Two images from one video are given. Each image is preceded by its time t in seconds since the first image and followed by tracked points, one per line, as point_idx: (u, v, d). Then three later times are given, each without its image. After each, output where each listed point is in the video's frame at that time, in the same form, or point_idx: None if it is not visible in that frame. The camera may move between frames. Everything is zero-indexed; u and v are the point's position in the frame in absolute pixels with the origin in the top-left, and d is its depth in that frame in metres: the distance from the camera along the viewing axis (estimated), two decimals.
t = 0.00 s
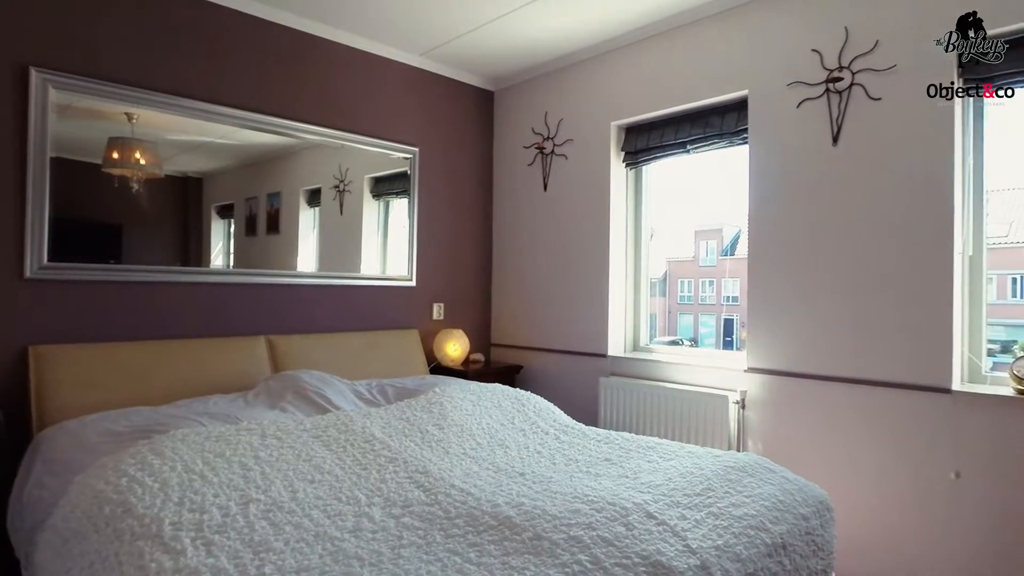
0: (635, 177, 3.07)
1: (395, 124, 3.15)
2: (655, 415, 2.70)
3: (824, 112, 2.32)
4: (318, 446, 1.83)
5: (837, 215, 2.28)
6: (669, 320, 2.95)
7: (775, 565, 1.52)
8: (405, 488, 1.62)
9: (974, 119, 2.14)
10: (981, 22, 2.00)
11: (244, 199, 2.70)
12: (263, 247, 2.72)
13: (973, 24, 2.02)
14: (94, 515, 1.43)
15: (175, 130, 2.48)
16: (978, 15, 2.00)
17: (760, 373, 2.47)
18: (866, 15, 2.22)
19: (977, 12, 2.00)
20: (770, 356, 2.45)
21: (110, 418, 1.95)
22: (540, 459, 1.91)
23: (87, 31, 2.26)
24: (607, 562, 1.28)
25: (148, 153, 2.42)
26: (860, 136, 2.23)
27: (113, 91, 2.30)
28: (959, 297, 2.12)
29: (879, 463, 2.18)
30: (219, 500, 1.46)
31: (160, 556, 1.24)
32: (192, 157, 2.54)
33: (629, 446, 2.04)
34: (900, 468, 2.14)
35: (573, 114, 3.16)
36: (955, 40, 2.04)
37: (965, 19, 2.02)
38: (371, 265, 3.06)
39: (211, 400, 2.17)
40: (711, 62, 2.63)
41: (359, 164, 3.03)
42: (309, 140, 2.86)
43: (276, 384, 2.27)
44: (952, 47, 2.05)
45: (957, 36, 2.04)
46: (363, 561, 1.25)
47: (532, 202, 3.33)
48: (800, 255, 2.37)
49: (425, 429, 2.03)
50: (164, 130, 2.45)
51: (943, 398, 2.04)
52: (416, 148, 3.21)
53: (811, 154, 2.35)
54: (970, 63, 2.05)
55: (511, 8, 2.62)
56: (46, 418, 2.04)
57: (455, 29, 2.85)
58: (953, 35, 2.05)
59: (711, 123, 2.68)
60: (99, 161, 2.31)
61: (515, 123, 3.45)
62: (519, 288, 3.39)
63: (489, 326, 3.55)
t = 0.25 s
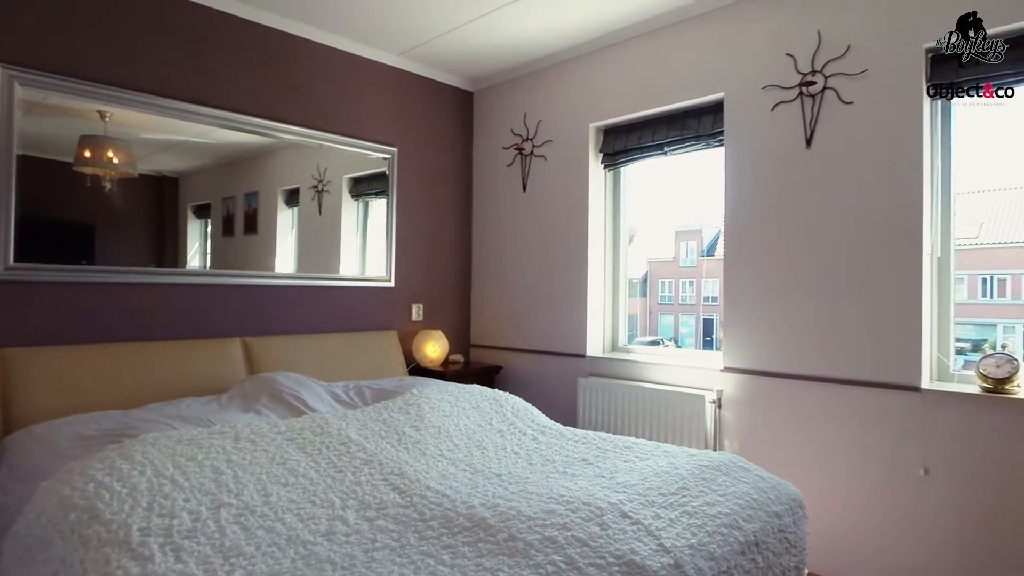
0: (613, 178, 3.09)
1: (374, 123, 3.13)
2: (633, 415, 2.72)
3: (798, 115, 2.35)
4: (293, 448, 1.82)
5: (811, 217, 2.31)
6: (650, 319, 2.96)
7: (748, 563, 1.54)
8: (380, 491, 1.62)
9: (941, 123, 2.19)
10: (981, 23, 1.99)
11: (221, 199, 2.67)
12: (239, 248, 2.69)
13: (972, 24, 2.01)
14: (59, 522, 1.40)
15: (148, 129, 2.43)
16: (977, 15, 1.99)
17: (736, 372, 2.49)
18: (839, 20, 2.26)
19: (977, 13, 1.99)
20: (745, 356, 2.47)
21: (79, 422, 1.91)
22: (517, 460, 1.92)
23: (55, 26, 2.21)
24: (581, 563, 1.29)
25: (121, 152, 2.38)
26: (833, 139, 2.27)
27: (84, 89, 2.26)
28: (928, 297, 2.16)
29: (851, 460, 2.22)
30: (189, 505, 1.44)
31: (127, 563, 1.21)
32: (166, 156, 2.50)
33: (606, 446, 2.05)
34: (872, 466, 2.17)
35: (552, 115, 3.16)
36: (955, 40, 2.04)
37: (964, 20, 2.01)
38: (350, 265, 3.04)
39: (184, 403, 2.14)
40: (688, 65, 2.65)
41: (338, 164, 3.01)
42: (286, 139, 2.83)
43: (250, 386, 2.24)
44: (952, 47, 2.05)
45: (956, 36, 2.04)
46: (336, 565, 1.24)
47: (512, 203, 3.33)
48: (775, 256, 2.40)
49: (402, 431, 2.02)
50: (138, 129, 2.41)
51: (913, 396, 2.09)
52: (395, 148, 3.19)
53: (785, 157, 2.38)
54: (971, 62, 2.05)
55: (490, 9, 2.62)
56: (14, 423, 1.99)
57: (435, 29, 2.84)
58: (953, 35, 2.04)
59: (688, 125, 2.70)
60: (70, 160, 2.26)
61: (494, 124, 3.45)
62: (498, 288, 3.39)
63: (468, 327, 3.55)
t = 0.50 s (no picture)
0: (590, 179, 3.10)
1: (350, 122, 3.10)
2: (611, 415, 2.73)
3: (771, 117, 2.38)
4: (264, 451, 1.79)
5: (783, 218, 2.34)
6: (630, 319, 2.96)
7: (719, 561, 1.56)
8: (352, 493, 1.60)
9: (908, 127, 2.24)
10: (981, 23, 1.98)
11: (196, 198, 2.63)
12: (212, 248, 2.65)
13: (972, 24, 1.99)
14: (20, 529, 1.36)
15: (118, 126, 2.38)
16: (978, 15, 1.98)
17: (711, 372, 2.52)
18: (811, 24, 2.29)
19: (977, 13, 1.97)
20: (719, 356, 2.50)
21: (43, 426, 1.87)
22: (492, 461, 1.91)
23: (19, 19, 2.14)
24: (552, 563, 1.29)
25: (91, 150, 2.33)
26: (804, 142, 2.30)
27: (52, 86, 2.20)
28: (896, 297, 2.21)
29: (822, 458, 2.25)
30: (156, 510, 1.41)
31: (89, 571, 1.19)
32: (138, 155, 2.45)
33: (581, 446, 2.06)
34: (842, 462, 2.21)
35: (529, 115, 3.17)
36: (955, 40, 2.03)
37: (964, 19, 2.00)
38: (327, 265, 3.01)
39: (153, 406, 2.10)
40: (663, 67, 2.67)
41: (314, 163, 2.98)
42: (262, 138, 2.80)
43: (222, 389, 2.21)
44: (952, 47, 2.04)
45: (957, 36, 2.02)
46: (305, 570, 1.22)
47: (489, 203, 3.33)
48: (748, 257, 2.43)
49: (376, 432, 2.01)
50: (108, 126, 2.36)
51: (881, 394, 2.13)
52: (371, 147, 3.17)
53: (758, 159, 2.41)
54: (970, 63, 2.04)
55: (468, 8, 2.61)
56: None
57: (412, 28, 2.82)
58: (953, 35, 2.03)
59: (664, 127, 2.72)
60: (38, 158, 2.21)
61: (472, 124, 3.45)
62: (476, 289, 3.39)
63: (446, 327, 3.54)
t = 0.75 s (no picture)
0: (566, 179, 3.11)
1: (325, 121, 3.07)
2: (586, 415, 2.74)
3: (742, 120, 2.42)
4: (233, 455, 1.77)
5: (755, 220, 2.38)
6: (608, 319, 2.97)
7: (690, 559, 1.57)
8: (323, 496, 1.59)
9: (875, 131, 2.29)
10: (981, 22, 1.96)
11: (167, 197, 2.58)
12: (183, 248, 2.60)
13: (971, 24, 1.98)
14: None
15: (85, 123, 2.33)
16: (977, 15, 1.96)
17: (684, 371, 2.54)
18: (782, 29, 2.33)
19: (977, 13, 1.96)
20: (693, 355, 2.53)
21: (4, 431, 1.82)
22: (466, 462, 1.91)
23: None
24: (522, 564, 1.29)
25: (58, 147, 2.27)
26: (774, 144, 2.34)
27: (17, 81, 2.14)
28: (864, 297, 2.25)
29: (792, 455, 2.29)
30: (119, 516, 1.38)
31: None
32: (107, 152, 2.40)
33: (555, 446, 2.07)
34: (812, 460, 2.25)
35: (505, 116, 3.17)
36: (954, 40, 2.02)
37: (964, 19, 1.99)
38: (302, 266, 2.98)
39: (120, 409, 2.06)
40: (638, 69, 2.69)
41: (289, 162, 2.94)
42: (235, 137, 2.75)
43: (192, 391, 2.17)
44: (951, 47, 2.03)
45: (956, 36, 2.01)
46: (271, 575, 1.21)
47: (466, 204, 3.33)
48: (719, 258, 2.46)
49: (349, 434, 2.00)
50: (75, 123, 2.30)
51: (849, 393, 2.17)
52: (346, 147, 3.14)
53: (730, 160, 2.44)
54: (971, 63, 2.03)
55: (444, 8, 2.60)
56: None
57: (387, 27, 2.80)
58: (953, 35, 2.02)
59: (639, 129, 2.74)
60: (2, 155, 2.14)
61: (448, 124, 3.44)
62: (452, 289, 3.38)
63: (422, 328, 3.52)
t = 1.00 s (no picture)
0: (542, 180, 3.12)
1: (299, 120, 3.03)
2: (561, 416, 2.75)
3: (714, 123, 2.45)
4: (201, 459, 1.74)
5: (727, 221, 2.40)
6: (586, 319, 2.96)
7: (661, 557, 1.59)
8: (293, 500, 1.57)
9: (842, 134, 2.34)
10: (981, 23, 1.96)
11: (137, 196, 2.53)
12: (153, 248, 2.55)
13: (971, 24, 1.98)
14: None
15: (50, 119, 2.26)
16: (978, 14, 1.96)
17: (658, 371, 2.56)
18: (753, 33, 2.36)
19: (977, 13, 1.96)
20: (666, 355, 2.55)
21: None
22: (439, 463, 1.90)
23: None
24: (493, 565, 1.29)
25: (22, 144, 2.22)
26: (745, 147, 2.37)
27: None
28: (832, 297, 2.30)
29: (763, 454, 2.33)
30: (80, 523, 1.35)
31: None
32: (74, 150, 2.34)
33: (529, 446, 2.07)
34: (782, 458, 2.29)
35: (481, 116, 3.16)
36: (955, 40, 2.01)
37: (964, 19, 1.98)
38: (276, 266, 2.94)
39: (84, 413, 2.01)
40: (612, 71, 2.71)
41: (262, 161, 2.90)
42: (207, 135, 2.71)
43: (160, 394, 2.13)
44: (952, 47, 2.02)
45: (957, 36, 2.01)
46: None
47: (442, 204, 3.32)
48: (692, 259, 2.49)
49: (321, 437, 1.98)
50: (41, 119, 2.24)
51: (818, 391, 2.21)
52: (320, 146, 3.11)
53: (703, 162, 2.47)
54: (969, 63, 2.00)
55: (420, 7, 2.59)
56: None
57: (362, 25, 2.78)
58: (953, 35, 2.01)
59: (614, 130, 2.76)
60: None
61: (424, 124, 3.42)
62: (428, 289, 3.37)
63: (398, 328, 3.50)
